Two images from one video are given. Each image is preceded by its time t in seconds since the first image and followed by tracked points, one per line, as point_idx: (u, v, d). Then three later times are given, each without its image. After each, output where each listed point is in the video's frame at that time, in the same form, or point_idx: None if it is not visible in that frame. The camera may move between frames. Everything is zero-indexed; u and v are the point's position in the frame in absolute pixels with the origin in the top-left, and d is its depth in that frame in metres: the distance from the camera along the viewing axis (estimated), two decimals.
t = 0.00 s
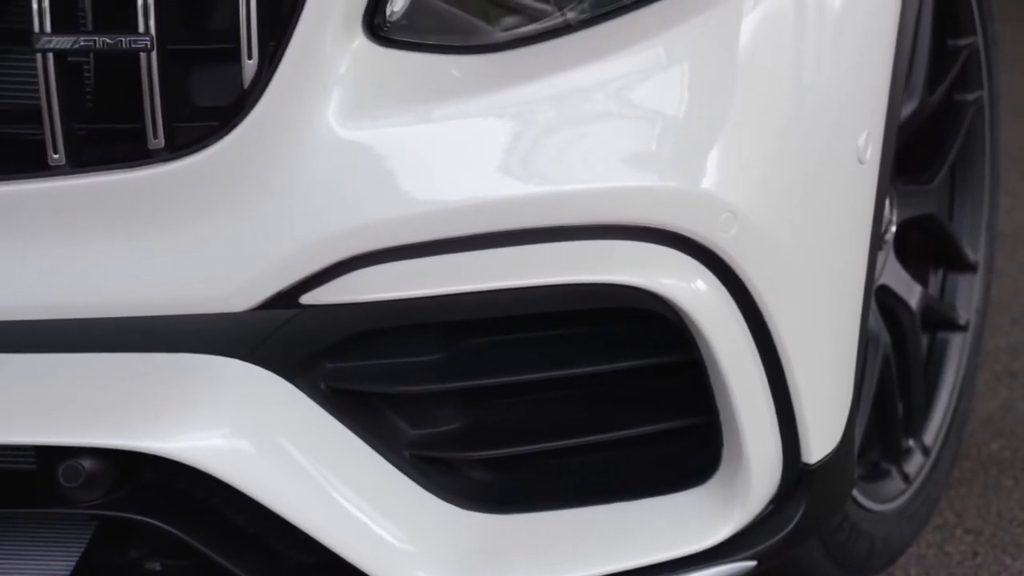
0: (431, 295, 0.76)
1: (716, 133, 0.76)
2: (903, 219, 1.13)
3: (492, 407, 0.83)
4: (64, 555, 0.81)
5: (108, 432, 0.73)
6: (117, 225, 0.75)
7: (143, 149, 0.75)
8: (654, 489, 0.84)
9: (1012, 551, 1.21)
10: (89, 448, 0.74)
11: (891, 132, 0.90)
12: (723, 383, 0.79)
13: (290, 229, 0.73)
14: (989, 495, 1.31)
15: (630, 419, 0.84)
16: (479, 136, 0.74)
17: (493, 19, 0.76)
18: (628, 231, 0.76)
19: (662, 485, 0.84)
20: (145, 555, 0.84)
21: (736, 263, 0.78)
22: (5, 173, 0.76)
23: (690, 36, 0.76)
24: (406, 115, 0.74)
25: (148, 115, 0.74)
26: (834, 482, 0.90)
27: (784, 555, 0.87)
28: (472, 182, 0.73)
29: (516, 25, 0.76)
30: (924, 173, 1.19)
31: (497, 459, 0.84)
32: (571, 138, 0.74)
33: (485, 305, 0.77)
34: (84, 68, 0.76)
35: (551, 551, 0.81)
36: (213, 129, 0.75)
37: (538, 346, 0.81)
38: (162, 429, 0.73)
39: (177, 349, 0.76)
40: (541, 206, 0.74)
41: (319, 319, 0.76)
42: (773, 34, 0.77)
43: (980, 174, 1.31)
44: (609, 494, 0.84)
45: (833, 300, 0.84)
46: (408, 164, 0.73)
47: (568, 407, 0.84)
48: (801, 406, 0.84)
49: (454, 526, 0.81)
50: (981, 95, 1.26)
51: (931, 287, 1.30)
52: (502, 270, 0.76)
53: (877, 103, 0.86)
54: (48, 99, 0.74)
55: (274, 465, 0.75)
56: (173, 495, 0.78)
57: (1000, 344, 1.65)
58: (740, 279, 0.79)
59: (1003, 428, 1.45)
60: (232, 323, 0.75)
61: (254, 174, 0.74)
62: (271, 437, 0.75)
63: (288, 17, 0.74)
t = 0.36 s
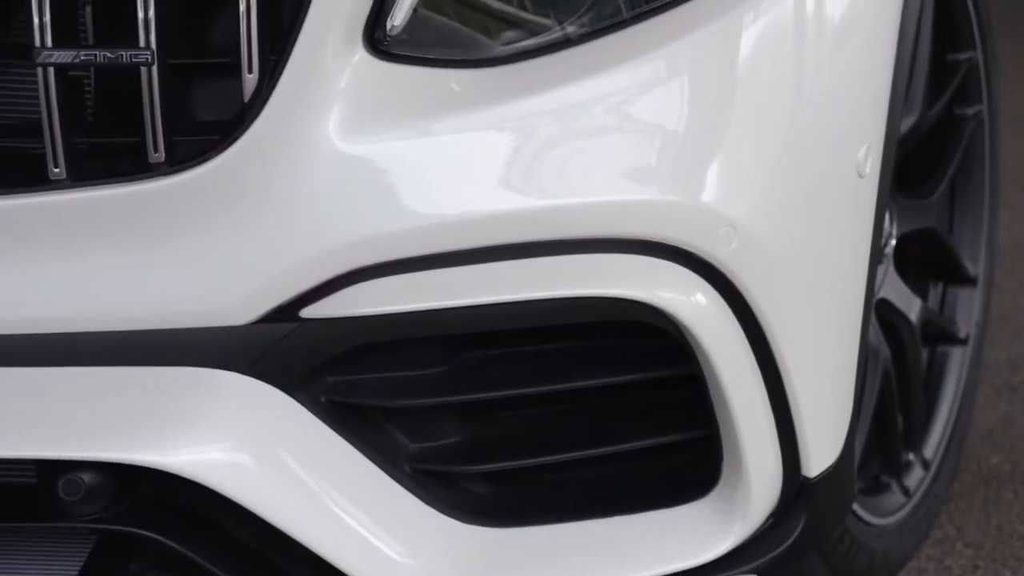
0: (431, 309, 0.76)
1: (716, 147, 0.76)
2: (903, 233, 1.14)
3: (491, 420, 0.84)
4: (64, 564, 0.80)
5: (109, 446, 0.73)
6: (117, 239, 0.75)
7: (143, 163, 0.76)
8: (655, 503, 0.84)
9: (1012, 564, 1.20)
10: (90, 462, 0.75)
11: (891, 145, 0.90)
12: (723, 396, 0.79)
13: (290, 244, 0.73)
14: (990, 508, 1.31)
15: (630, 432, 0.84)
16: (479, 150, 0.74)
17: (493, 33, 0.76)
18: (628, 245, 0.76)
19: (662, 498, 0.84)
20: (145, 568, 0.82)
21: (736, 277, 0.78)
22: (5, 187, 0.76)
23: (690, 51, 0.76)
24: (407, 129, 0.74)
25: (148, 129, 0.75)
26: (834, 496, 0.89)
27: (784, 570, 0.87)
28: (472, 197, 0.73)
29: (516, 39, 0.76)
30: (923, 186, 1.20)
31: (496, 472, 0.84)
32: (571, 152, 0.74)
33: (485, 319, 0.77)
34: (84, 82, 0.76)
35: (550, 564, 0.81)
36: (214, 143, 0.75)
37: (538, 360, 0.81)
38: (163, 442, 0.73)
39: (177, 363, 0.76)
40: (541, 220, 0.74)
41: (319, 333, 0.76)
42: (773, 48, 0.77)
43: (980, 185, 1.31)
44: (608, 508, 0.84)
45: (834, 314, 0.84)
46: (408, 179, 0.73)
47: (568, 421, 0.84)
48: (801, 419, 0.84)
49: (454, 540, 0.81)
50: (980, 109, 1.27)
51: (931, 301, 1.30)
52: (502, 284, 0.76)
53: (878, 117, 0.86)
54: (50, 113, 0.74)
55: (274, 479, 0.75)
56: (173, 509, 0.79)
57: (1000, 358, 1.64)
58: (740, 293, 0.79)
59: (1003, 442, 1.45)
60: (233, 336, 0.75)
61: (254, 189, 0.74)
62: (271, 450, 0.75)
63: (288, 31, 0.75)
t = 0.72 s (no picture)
0: (431, 323, 0.76)
1: (716, 161, 0.76)
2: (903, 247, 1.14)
3: (490, 434, 0.84)
4: None
5: (108, 460, 0.73)
6: (118, 253, 0.75)
7: (144, 178, 0.76)
8: (655, 517, 0.84)
9: None
10: (90, 477, 0.74)
11: (891, 159, 0.90)
12: (723, 410, 0.79)
13: (290, 259, 0.73)
14: (990, 523, 1.32)
15: (631, 446, 0.84)
16: (479, 165, 0.74)
17: (493, 47, 0.77)
18: (628, 259, 0.76)
19: (662, 513, 0.84)
20: None
21: (736, 291, 0.78)
22: (5, 203, 0.76)
23: (690, 65, 0.76)
24: (407, 144, 0.74)
25: (149, 143, 0.75)
26: (835, 510, 0.90)
27: None
28: (472, 211, 0.73)
29: (517, 53, 0.77)
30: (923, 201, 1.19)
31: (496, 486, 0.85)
32: (571, 166, 0.74)
33: (485, 333, 0.77)
34: (86, 97, 0.77)
35: None
36: (214, 157, 0.75)
37: (537, 373, 0.81)
38: (163, 457, 0.73)
39: (178, 377, 0.76)
40: (541, 235, 0.74)
41: (319, 347, 0.76)
42: (772, 63, 0.78)
43: (980, 197, 1.31)
44: (608, 522, 0.84)
45: (833, 328, 0.84)
46: (408, 194, 0.73)
47: (568, 435, 0.84)
48: (801, 434, 0.84)
49: (455, 554, 0.81)
50: (980, 123, 1.27)
51: (931, 316, 1.29)
52: (502, 298, 0.76)
53: (878, 131, 0.86)
54: (51, 127, 0.74)
55: (274, 493, 0.74)
56: (173, 523, 0.79)
57: (999, 372, 1.64)
58: (740, 307, 0.79)
59: (1003, 456, 1.45)
60: (233, 351, 0.75)
61: (254, 204, 0.74)
62: (272, 465, 0.75)
63: (289, 46, 0.75)
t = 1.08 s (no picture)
0: (431, 338, 0.76)
1: (716, 176, 0.76)
2: (903, 263, 1.14)
3: (491, 449, 0.84)
4: None
5: (108, 475, 0.73)
6: (118, 268, 0.75)
7: (145, 193, 0.76)
8: (655, 532, 0.84)
9: None
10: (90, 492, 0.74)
11: (891, 174, 0.90)
12: (723, 425, 0.79)
13: (291, 274, 0.74)
14: (990, 537, 1.33)
15: (631, 460, 0.84)
16: (479, 180, 0.74)
17: (493, 62, 0.77)
18: (628, 274, 0.76)
19: (662, 528, 0.84)
20: None
21: (736, 306, 0.78)
22: (4, 218, 0.76)
23: (690, 80, 0.76)
24: (407, 159, 0.74)
25: (150, 158, 0.75)
26: (834, 524, 0.90)
27: None
28: (472, 226, 0.73)
29: (517, 68, 0.77)
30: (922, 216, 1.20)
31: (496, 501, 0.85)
32: (571, 181, 0.74)
33: (486, 348, 0.77)
34: (87, 112, 0.77)
35: None
36: (214, 173, 0.75)
37: (538, 388, 0.82)
38: (162, 471, 0.73)
39: (178, 392, 0.76)
40: (542, 249, 0.74)
41: (319, 362, 0.76)
42: (773, 77, 0.77)
43: (980, 209, 1.31)
44: (608, 537, 0.84)
45: (833, 343, 0.84)
46: (409, 208, 0.73)
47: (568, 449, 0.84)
48: (801, 449, 0.84)
49: (455, 569, 0.81)
50: (979, 138, 1.27)
51: (931, 330, 1.30)
52: (502, 313, 0.76)
53: (877, 146, 0.86)
54: (52, 143, 0.74)
55: (274, 507, 0.74)
56: (174, 538, 0.79)
57: (1000, 387, 1.64)
58: (740, 322, 0.79)
59: (1003, 470, 1.45)
60: (233, 366, 0.75)
61: (254, 219, 0.74)
62: (272, 479, 0.75)
63: (290, 61, 0.75)
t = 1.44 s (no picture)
0: (432, 353, 0.76)
1: (716, 192, 0.76)
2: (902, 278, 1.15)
3: (492, 464, 0.84)
4: None
5: (107, 491, 0.73)
6: (118, 284, 0.75)
7: (146, 208, 0.76)
8: (654, 547, 0.84)
9: None
10: (89, 508, 0.74)
11: (891, 188, 0.90)
12: (723, 440, 0.79)
13: (291, 289, 0.74)
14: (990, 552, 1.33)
15: (630, 475, 0.84)
16: (480, 196, 0.74)
17: (494, 78, 0.77)
18: (628, 289, 0.76)
19: (662, 543, 0.84)
20: None
21: (736, 320, 0.78)
22: (5, 233, 0.76)
23: (690, 95, 0.76)
24: (407, 174, 0.74)
25: (150, 173, 0.75)
26: (835, 540, 0.90)
27: None
28: (473, 242, 0.73)
29: (517, 84, 0.77)
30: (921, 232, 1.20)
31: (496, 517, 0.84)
32: (571, 196, 0.74)
33: (486, 363, 0.77)
34: (87, 128, 0.77)
35: None
36: (214, 188, 0.76)
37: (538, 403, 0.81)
38: (164, 487, 0.73)
39: (177, 407, 0.76)
40: (542, 264, 0.74)
41: (319, 377, 0.76)
42: (773, 93, 0.78)
43: (980, 221, 1.31)
44: (609, 552, 0.84)
45: (833, 357, 0.84)
46: (409, 224, 0.73)
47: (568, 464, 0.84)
48: (800, 464, 0.84)
49: None
50: (979, 153, 1.27)
51: (931, 345, 1.30)
52: (502, 327, 0.76)
53: (877, 161, 0.86)
54: (53, 160, 0.74)
55: (274, 523, 0.74)
56: (175, 554, 0.80)
57: (1000, 402, 1.64)
58: (740, 337, 0.79)
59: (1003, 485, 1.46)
60: (233, 381, 0.75)
61: (254, 234, 0.74)
62: (272, 495, 0.75)
63: (291, 76, 0.75)
